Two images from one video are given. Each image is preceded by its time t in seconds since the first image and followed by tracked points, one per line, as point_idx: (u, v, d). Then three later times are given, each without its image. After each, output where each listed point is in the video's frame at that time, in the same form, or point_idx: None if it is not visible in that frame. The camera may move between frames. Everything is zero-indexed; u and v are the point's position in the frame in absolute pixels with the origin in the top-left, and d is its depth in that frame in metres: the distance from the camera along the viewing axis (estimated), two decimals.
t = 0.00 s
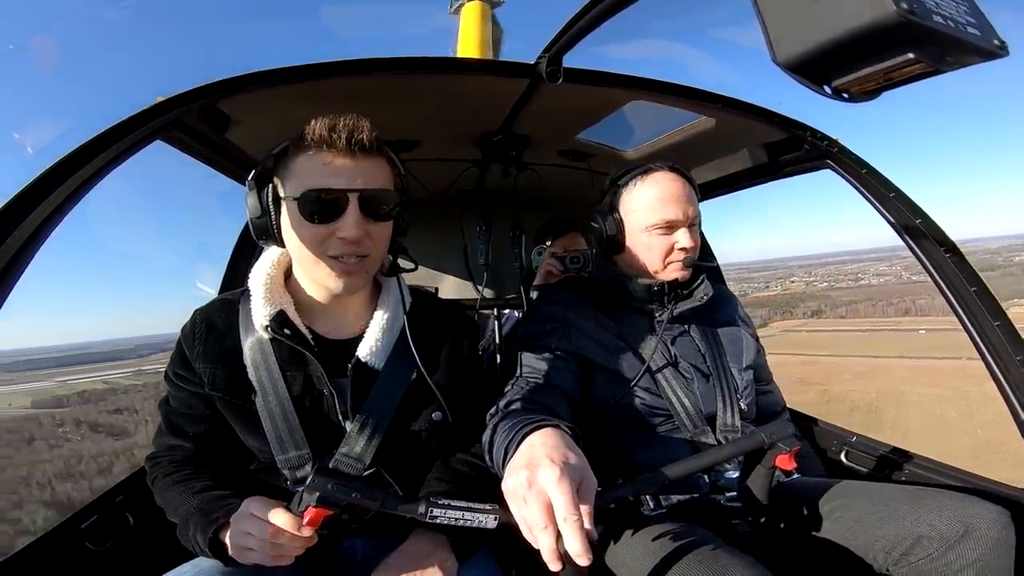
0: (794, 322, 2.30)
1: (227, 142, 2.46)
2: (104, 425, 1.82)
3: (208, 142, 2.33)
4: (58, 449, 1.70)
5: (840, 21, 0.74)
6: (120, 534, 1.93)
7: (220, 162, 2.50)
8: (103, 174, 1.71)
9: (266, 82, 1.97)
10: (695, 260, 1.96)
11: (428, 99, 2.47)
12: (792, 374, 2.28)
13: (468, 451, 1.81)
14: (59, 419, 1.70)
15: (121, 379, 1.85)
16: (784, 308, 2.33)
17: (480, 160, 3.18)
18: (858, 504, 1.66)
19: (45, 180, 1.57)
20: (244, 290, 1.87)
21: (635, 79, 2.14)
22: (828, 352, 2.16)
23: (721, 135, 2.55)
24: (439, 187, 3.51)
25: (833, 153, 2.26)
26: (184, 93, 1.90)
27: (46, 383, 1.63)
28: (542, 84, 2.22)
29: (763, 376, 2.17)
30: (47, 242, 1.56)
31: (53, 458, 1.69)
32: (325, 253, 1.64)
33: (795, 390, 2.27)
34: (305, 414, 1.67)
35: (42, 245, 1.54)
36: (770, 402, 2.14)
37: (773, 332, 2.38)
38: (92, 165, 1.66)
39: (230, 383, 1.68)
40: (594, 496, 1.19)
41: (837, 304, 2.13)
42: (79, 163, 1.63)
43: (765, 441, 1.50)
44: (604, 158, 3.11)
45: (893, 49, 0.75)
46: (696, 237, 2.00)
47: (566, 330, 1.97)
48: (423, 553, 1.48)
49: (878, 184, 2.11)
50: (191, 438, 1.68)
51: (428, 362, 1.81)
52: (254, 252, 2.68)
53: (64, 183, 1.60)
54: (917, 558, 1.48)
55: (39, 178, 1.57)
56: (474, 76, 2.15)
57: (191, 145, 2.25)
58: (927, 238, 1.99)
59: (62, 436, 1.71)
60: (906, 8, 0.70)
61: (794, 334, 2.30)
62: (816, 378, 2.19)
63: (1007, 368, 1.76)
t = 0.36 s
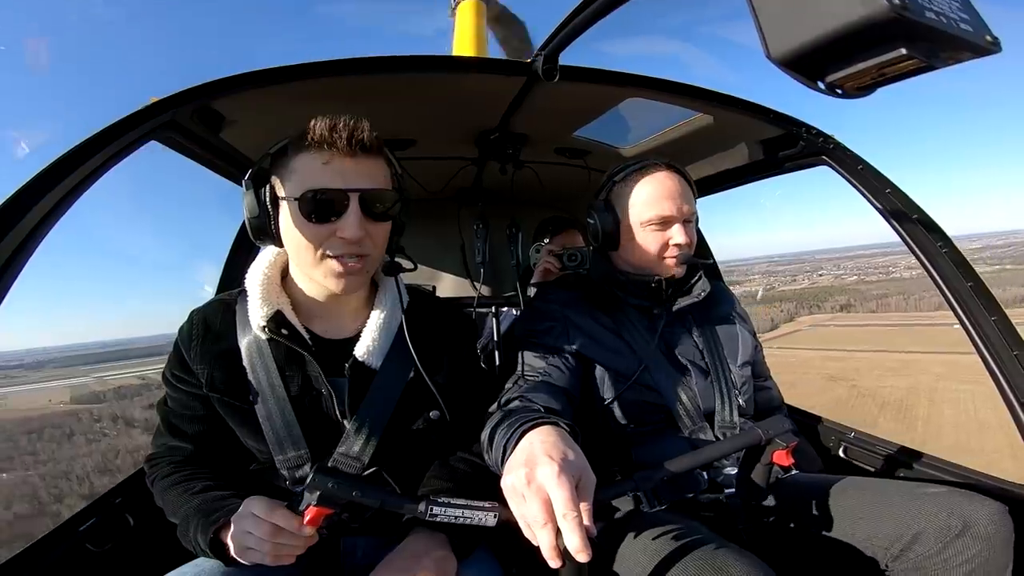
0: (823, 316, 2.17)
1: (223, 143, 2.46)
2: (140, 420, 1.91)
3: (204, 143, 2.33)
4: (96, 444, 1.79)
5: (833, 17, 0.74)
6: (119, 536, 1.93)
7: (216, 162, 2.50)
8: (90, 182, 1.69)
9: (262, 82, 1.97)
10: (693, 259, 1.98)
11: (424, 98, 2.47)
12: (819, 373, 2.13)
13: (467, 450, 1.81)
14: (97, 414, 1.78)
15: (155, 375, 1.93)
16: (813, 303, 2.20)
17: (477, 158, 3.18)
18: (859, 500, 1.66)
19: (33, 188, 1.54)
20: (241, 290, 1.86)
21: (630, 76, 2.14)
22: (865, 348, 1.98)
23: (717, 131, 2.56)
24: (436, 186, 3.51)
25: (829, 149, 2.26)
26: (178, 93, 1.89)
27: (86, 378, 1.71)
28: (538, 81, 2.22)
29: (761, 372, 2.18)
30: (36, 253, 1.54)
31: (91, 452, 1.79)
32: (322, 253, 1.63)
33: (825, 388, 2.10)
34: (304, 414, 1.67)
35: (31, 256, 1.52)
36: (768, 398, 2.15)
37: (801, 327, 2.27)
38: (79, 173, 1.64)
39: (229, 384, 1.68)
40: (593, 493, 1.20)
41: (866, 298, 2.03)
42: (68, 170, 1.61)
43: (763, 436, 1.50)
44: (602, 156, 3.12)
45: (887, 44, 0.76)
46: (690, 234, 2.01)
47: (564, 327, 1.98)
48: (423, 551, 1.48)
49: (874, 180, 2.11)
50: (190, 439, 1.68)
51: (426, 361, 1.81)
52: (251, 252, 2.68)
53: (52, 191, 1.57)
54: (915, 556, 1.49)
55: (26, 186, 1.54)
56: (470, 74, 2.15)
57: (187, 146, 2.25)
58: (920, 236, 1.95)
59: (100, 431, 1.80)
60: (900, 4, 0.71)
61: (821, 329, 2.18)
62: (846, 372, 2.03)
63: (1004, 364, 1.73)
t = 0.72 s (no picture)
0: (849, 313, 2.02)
1: (218, 143, 2.45)
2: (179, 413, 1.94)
3: (199, 143, 2.32)
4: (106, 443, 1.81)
5: (828, 16, 0.75)
6: (118, 537, 1.92)
7: (210, 162, 2.49)
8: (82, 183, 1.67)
9: (256, 82, 1.96)
10: (689, 256, 2.00)
11: (419, 97, 2.46)
12: (848, 371, 2.01)
13: (466, 448, 1.81)
14: (134, 409, 1.81)
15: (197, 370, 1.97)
16: (843, 299, 2.03)
17: (473, 157, 3.18)
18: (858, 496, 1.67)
19: (26, 189, 1.53)
20: (238, 290, 1.86)
21: (625, 74, 2.14)
22: (895, 346, 1.88)
23: (713, 129, 2.56)
24: (432, 185, 3.51)
25: (824, 146, 2.27)
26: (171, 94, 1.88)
27: (124, 372, 1.74)
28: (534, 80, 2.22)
29: (758, 368, 2.19)
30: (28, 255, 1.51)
31: (127, 446, 1.84)
32: (321, 252, 1.64)
33: (853, 387, 1.99)
34: (302, 414, 1.67)
35: (23, 258, 1.49)
36: (765, 394, 2.16)
37: (831, 324, 2.08)
38: (72, 174, 1.62)
39: (226, 384, 1.68)
40: (594, 491, 1.20)
41: (899, 293, 1.97)
42: (62, 171, 1.59)
43: (762, 433, 1.50)
44: (598, 154, 3.12)
45: (882, 42, 0.76)
46: (683, 231, 2.01)
47: (562, 325, 1.98)
48: (423, 550, 1.48)
49: (869, 177, 2.12)
50: (189, 440, 1.68)
51: (426, 359, 1.81)
52: (247, 252, 2.68)
53: (44, 192, 1.56)
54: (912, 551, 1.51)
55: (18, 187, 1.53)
56: (466, 73, 2.15)
57: (182, 146, 2.24)
58: (914, 230, 1.97)
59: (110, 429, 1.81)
60: (894, 3, 0.71)
61: (851, 327, 2.01)
62: (875, 370, 1.93)
63: (999, 359, 1.74)
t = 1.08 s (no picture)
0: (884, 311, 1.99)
1: (212, 142, 2.44)
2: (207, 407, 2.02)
3: (193, 142, 2.31)
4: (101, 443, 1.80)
5: (821, 14, 0.75)
6: (113, 538, 1.91)
7: (204, 162, 2.48)
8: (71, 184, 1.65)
9: (251, 81, 1.95)
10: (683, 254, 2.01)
11: (413, 96, 2.46)
12: (880, 370, 1.97)
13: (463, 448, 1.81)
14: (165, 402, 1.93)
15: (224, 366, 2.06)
16: (877, 297, 2.01)
17: (468, 156, 3.17)
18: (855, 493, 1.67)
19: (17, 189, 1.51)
20: (233, 288, 1.85)
21: (620, 73, 2.14)
22: (928, 345, 1.91)
23: (707, 127, 2.57)
24: (426, 184, 3.50)
25: (817, 145, 2.28)
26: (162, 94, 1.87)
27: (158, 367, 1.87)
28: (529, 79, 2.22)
29: (753, 366, 2.20)
30: (20, 255, 1.49)
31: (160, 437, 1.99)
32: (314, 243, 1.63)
33: (884, 387, 1.95)
34: (297, 413, 1.66)
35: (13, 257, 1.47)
36: (760, 391, 2.17)
37: (864, 323, 2.01)
38: (61, 175, 1.60)
39: (221, 383, 1.67)
40: (592, 490, 1.20)
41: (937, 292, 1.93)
42: (52, 171, 1.57)
43: (758, 431, 1.50)
44: (593, 153, 3.12)
45: (873, 41, 0.76)
46: (675, 229, 2.04)
47: (558, 324, 1.98)
48: (421, 550, 1.48)
49: (862, 176, 2.13)
50: (183, 440, 1.67)
51: (423, 359, 1.80)
52: (241, 252, 2.66)
53: (35, 192, 1.54)
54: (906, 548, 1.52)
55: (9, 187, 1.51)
56: (461, 72, 2.14)
57: (175, 145, 2.23)
58: (907, 228, 1.99)
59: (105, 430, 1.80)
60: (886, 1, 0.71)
61: (885, 325, 1.98)
62: (910, 369, 1.91)
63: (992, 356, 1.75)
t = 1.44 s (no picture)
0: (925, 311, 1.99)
1: (206, 140, 2.43)
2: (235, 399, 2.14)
3: (187, 140, 2.30)
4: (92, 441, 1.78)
5: (817, 16, 0.75)
6: (104, 538, 1.90)
7: (198, 160, 2.46)
8: (64, 181, 1.64)
9: (246, 79, 1.94)
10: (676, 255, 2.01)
11: (409, 95, 2.45)
12: (921, 372, 1.93)
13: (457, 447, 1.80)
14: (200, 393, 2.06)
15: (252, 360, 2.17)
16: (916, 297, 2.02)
17: (463, 156, 3.17)
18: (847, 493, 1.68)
19: (10, 184, 1.50)
20: (226, 285, 1.84)
21: (616, 74, 2.15)
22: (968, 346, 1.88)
23: (703, 129, 2.57)
24: (421, 183, 3.50)
25: (811, 147, 2.28)
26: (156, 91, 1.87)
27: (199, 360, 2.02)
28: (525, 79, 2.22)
29: (746, 367, 2.20)
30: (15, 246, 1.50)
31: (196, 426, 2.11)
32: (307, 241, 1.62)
33: (924, 389, 1.93)
34: (289, 412, 1.66)
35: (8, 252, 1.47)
36: (753, 392, 2.17)
37: (903, 323, 2.03)
38: (55, 171, 1.59)
39: (213, 381, 1.66)
40: (585, 490, 1.20)
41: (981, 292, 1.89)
42: (47, 166, 1.57)
43: (751, 431, 1.51)
44: (589, 153, 3.12)
45: (869, 44, 0.76)
46: (670, 230, 2.04)
47: (554, 324, 1.98)
48: (415, 550, 1.48)
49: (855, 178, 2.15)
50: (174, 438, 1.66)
51: (418, 358, 1.80)
52: (234, 250, 2.65)
53: (28, 188, 1.54)
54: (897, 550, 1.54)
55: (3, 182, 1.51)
56: (457, 72, 2.14)
57: (170, 143, 2.22)
58: (899, 230, 2.01)
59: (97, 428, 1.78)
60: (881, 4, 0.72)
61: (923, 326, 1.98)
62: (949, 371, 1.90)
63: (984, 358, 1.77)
